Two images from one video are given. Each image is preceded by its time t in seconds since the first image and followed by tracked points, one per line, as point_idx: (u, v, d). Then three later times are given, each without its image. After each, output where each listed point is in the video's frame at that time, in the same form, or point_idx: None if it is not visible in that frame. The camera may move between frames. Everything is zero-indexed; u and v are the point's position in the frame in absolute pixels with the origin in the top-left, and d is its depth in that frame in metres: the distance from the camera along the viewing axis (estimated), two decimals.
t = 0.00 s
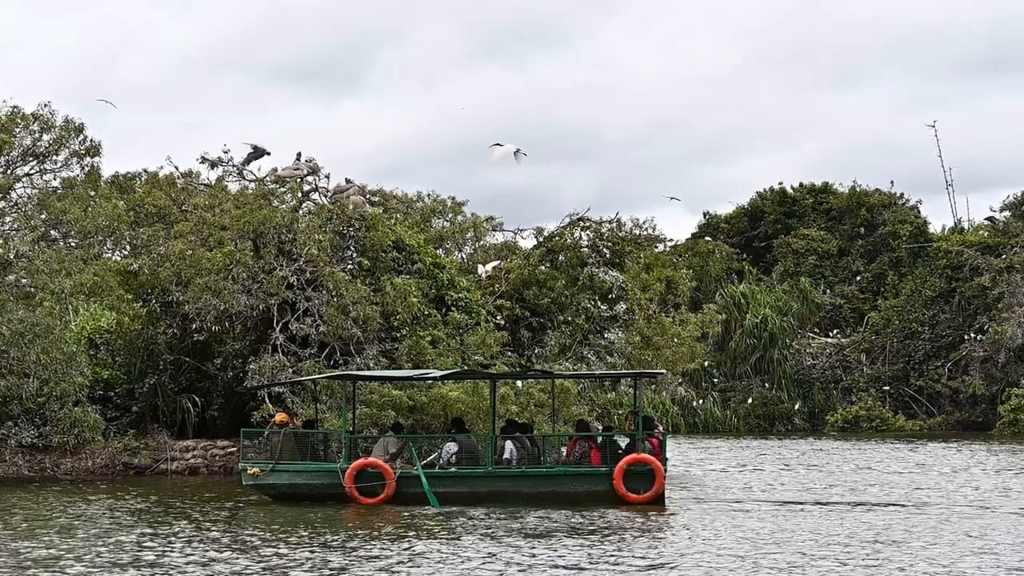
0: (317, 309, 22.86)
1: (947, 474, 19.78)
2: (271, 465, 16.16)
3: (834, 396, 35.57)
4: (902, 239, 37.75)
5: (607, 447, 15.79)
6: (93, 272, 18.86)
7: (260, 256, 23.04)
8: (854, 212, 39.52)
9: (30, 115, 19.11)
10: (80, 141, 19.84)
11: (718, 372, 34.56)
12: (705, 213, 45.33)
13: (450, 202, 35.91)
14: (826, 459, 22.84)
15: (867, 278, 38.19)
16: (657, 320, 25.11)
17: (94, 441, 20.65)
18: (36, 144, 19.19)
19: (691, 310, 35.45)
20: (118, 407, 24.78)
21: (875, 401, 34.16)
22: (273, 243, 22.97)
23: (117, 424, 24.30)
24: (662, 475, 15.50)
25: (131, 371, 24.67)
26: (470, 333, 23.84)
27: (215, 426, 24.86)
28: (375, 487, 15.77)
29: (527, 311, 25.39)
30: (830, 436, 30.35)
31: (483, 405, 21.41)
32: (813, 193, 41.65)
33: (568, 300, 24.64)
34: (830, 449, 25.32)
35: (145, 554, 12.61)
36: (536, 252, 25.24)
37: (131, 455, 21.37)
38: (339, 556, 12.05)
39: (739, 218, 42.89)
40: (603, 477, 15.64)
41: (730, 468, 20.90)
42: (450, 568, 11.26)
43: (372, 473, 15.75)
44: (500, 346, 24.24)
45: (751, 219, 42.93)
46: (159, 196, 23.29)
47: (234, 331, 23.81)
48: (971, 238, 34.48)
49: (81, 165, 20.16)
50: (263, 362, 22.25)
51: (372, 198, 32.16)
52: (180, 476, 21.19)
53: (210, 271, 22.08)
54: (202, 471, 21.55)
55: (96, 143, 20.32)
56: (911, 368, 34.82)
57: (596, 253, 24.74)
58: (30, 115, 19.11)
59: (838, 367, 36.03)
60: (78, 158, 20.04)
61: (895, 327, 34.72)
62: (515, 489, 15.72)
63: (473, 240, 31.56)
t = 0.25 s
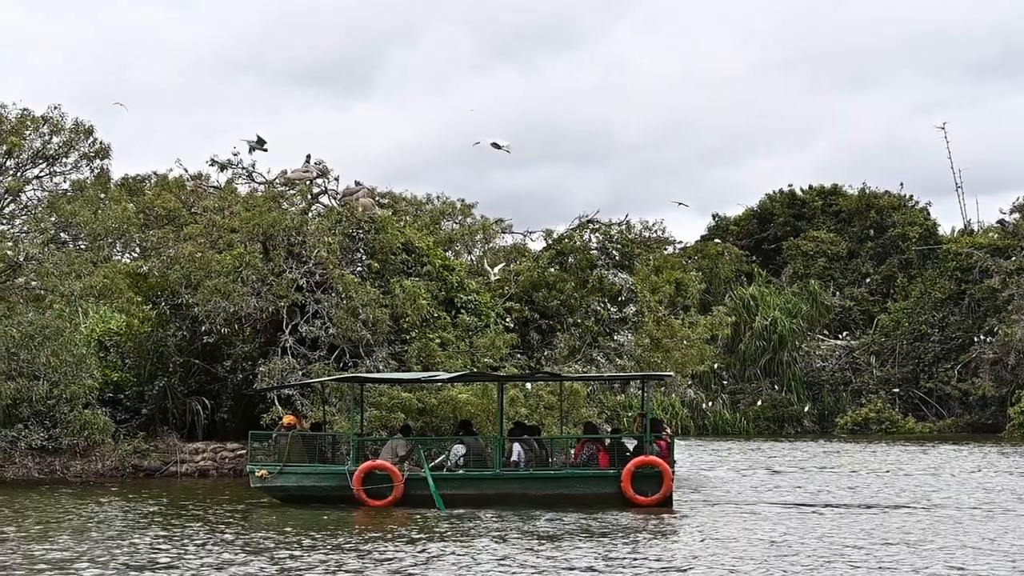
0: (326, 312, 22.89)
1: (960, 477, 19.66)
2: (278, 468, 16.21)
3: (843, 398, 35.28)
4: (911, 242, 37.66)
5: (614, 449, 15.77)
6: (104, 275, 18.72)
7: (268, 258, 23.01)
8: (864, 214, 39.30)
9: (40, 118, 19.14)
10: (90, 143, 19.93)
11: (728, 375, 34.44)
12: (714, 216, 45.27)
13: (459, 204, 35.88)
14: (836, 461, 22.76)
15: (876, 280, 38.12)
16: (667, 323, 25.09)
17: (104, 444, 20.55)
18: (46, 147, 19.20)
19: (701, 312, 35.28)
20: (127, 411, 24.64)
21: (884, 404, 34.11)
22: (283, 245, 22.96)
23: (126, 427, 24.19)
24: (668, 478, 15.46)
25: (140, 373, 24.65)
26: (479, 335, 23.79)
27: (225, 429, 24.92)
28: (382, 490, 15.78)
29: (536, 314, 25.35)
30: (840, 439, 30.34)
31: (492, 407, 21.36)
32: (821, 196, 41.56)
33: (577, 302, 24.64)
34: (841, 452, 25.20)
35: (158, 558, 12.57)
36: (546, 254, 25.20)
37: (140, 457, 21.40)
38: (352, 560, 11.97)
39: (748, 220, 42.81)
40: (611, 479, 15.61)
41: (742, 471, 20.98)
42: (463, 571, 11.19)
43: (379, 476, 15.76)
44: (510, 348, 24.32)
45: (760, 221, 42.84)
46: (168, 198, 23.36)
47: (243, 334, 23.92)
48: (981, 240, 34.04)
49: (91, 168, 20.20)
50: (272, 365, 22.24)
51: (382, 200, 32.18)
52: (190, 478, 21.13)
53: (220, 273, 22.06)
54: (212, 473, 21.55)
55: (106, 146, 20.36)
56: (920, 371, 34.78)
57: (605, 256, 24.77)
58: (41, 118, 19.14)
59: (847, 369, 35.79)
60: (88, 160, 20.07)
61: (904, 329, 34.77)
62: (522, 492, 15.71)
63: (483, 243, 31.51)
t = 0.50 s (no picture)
0: (340, 317, 22.91)
1: (976, 482, 19.49)
2: (290, 473, 16.18)
3: (857, 403, 35.07)
4: (924, 246, 37.47)
5: (626, 454, 15.74)
6: (117, 280, 18.61)
7: (282, 264, 23.02)
8: (877, 219, 39.13)
9: (54, 124, 19.21)
10: (103, 149, 19.99)
11: (741, 380, 34.30)
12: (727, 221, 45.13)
13: (472, 209, 35.86)
14: (851, 466, 22.62)
15: (889, 285, 37.90)
16: (680, 328, 24.79)
17: (117, 449, 20.47)
18: (59, 153, 19.27)
19: (713, 317, 35.08)
20: (140, 416, 24.73)
21: (897, 409, 33.93)
22: (296, 250, 22.99)
23: (140, 432, 24.11)
24: (681, 483, 15.35)
25: (154, 379, 24.74)
26: (493, 341, 23.74)
27: (239, 434, 24.92)
28: (394, 496, 15.75)
29: (550, 320, 25.26)
30: (853, 445, 30.16)
31: (504, 413, 21.21)
32: (835, 201, 41.36)
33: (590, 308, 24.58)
34: (856, 457, 25.02)
35: (176, 564, 12.53)
36: (559, 260, 25.17)
37: (154, 463, 21.51)
38: (368, 567, 11.89)
39: (761, 225, 42.66)
40: (624, 485, 15.49)
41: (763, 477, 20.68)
42: None
43: (391, 481, 15.72)
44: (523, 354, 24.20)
45: (773, 226, 42.68)
46: (182, 204, 23.39)
47: (257, 339, 23.95)
48: (995, 244, 33.44)
49: (104, 174, 20.24)
50: (286, 371, 22.22)
51: (395, 206, 32.16)
52: (204, 484, 21.19)
53: (234, 279, 22.05)
54: (225, 478, 21.58)
55: (119, 152, 20.43)
56: (934, 376, 34.56)
57: (618, 262, 24.73)
58: (54, 124, 19.21)
59: (861, 375, 35.54)
60: (102, 166, 20.13)
61: (918, 334, 34.59)
62: (535, 497, 15.61)
63: (496, 248, 31.47)
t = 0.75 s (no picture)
0: (356, 328, 22.92)
1: (994, 494, 19.29)
2: (305, 484, 16.15)
3: (873, 414, 34.79)
4: (941, 257, 37.25)
5: (641, 466, 15.63)
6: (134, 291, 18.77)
7: (299, 275, 23.08)
8: (893, 230, 38.93)
9: (71, 135, 19.30)
10: (119, 159, 20.07)
11: (757, 391, 34.12)
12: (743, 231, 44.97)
13: (487, 220, 35.85)
14: (868, 478, 22.43)
15: (906, 296, 37.62)
16: (696, 339, 24.89)
17: (134, 461, 20.53)
18: (76, 163, 19.36)
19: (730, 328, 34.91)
20: (157, 426, 24.76)
21: (914, 420, 33.67)
22: (312, 262, 23.06)
23: (156, 443, 24.18)
24: (696, 495, 15.27)
25: (170, 390, 24.78)
26: (509, 352, 23.68)
27: (255, 445, 24.92)
28: (409, 507, 15.68)
29: (566, 331, 25.18)
30: (871, 456, 29.90)
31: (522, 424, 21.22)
32: (851, 211, 41.16)
33: (606, 319, 24.42)
34: (874, 468, 24.82)
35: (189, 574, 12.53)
36: (575, 271, 25.41)
37: (170, 474, 21.45)
38: None
39: (777, 236, 42.50)
40: (638, 496, 15.42)
41: (779, 488, 20.64)
42: None
43: (406, 492, 15.67)
44: (539, 365, 24.19)
45: (789, 237, 42.50)
46: (198, 215, 23.44)
47: (273, 350, 23.94)
48: (1012, 255, 33.24)
49: (120, 185, 20.32)
50: (302, 382, 22.22)
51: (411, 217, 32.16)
52: (220, 495, 21.16)
53: (250, 290, 22.05)
54: (241, 490, 21.58)
55: (136, 163, 20.51)
56: (951, 387, 34.29)
57: (634, 272, 24.83)
58: (71, 135, 19.30)
59: (877, 385, 35.15)
60: (118, 177, 20.20)
61: (934, 345, 34.33)
62: (549, 509, 15.53)
63: (511, 258, 31.43)
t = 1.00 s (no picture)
0: (375, 341, 22.94)
1: (1016, 508, 19.06)
2: (322, 497, 16.15)
3: (894, 427, 34.47)
4: (960, 270, 36.96)
5: (659, 480, 15.50)
6: (154, 305, 18.87)
7: (318, 288, 23.04)
8: (912, 243, 38.65)
9: (91, 149, 19.46)
10: (139, 174, 20.20)
11: (777, 405, 33.91)
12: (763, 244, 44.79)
13: (507, 234, 35.83)
14: (889, 491, 22.22)
15: (925, 308, 37.18)
16: (716, 352, 24.71)
17: (154, 475, 20.51)
18: (96, 177, 19.52)
19: (749, 341, 34.73)
20: (177, 440, 24.86)
21: (934, 433, 33.36)
22: (332, 274, 23.02)
23: (177, 456, 24.36)
24: (714, 508, 15.15)
25: (190, 404, 24.84)
26: (528, 365, 23.62)
27: (274, 458, 24.97)
28: (427, 521, 15.64)
29: (586, 344, 25.10)
30: (892, 469, 29.65)
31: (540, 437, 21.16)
32: (870, 224, 40.91)
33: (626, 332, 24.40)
34: (894, 481, 24.60)
35: None
36: (595, 284, 25.26)
37: (190, 487, 21.46)
38: None
39: (796, 249, 42.31)
40: (656, 509, 15.32)
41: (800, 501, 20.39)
42: None
43: (423, 506, 15.62)
44: (559, 378, 24.10)
45: (809, 250, 42.30)
46: (218, 228, 23.55)
47: (293, 364, 23.97)
48: None
49: (140, 199, 20.45)
50: (322, 395, 22.22)
51: (430, 231, 32.20)
52: (241, 508, 21.23)
53: (269, 303, 22.11)
54: (261, 503, 21.61)
55: (156, 177, 20.64)
56: (971, 401, 33.96)
57: (654, 285, 24.71)
58: (91, 149, 19.46)
59: (898, 399, 34.79)
60: (138, 191, 20.32)
61: (954, 358, 34.03)
62: (566, 522, 15.45)
63: (531, 272, 31.38)
